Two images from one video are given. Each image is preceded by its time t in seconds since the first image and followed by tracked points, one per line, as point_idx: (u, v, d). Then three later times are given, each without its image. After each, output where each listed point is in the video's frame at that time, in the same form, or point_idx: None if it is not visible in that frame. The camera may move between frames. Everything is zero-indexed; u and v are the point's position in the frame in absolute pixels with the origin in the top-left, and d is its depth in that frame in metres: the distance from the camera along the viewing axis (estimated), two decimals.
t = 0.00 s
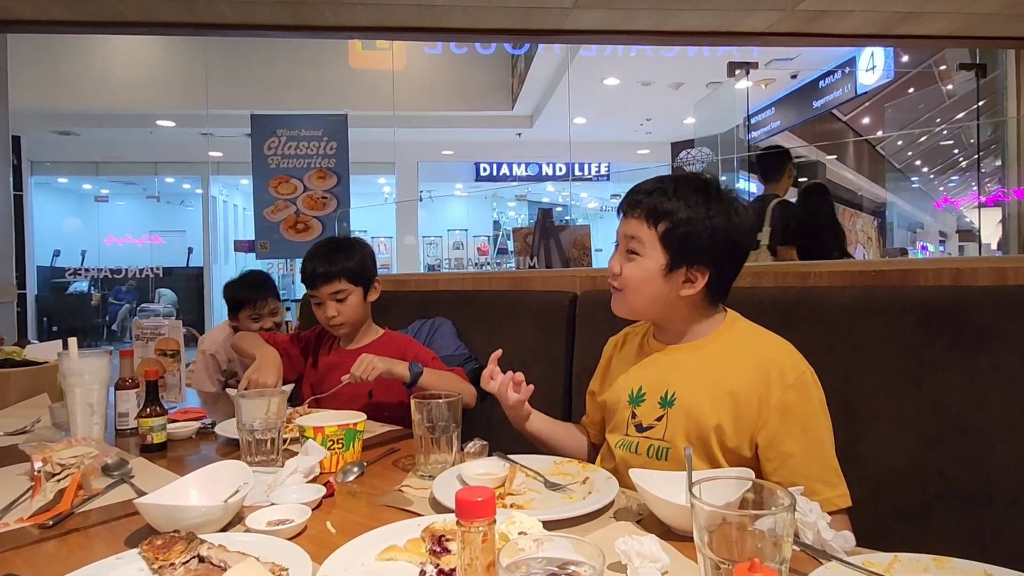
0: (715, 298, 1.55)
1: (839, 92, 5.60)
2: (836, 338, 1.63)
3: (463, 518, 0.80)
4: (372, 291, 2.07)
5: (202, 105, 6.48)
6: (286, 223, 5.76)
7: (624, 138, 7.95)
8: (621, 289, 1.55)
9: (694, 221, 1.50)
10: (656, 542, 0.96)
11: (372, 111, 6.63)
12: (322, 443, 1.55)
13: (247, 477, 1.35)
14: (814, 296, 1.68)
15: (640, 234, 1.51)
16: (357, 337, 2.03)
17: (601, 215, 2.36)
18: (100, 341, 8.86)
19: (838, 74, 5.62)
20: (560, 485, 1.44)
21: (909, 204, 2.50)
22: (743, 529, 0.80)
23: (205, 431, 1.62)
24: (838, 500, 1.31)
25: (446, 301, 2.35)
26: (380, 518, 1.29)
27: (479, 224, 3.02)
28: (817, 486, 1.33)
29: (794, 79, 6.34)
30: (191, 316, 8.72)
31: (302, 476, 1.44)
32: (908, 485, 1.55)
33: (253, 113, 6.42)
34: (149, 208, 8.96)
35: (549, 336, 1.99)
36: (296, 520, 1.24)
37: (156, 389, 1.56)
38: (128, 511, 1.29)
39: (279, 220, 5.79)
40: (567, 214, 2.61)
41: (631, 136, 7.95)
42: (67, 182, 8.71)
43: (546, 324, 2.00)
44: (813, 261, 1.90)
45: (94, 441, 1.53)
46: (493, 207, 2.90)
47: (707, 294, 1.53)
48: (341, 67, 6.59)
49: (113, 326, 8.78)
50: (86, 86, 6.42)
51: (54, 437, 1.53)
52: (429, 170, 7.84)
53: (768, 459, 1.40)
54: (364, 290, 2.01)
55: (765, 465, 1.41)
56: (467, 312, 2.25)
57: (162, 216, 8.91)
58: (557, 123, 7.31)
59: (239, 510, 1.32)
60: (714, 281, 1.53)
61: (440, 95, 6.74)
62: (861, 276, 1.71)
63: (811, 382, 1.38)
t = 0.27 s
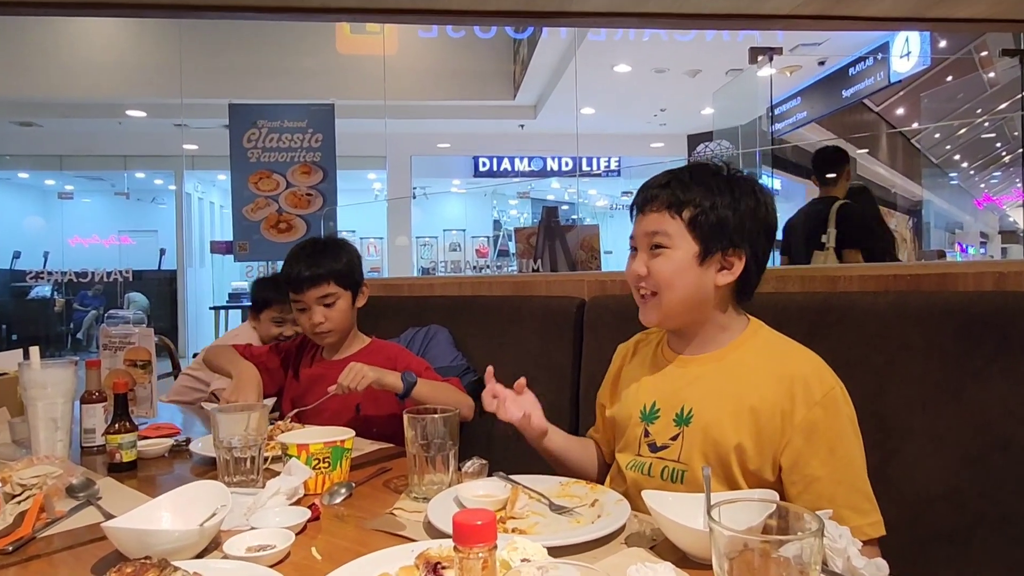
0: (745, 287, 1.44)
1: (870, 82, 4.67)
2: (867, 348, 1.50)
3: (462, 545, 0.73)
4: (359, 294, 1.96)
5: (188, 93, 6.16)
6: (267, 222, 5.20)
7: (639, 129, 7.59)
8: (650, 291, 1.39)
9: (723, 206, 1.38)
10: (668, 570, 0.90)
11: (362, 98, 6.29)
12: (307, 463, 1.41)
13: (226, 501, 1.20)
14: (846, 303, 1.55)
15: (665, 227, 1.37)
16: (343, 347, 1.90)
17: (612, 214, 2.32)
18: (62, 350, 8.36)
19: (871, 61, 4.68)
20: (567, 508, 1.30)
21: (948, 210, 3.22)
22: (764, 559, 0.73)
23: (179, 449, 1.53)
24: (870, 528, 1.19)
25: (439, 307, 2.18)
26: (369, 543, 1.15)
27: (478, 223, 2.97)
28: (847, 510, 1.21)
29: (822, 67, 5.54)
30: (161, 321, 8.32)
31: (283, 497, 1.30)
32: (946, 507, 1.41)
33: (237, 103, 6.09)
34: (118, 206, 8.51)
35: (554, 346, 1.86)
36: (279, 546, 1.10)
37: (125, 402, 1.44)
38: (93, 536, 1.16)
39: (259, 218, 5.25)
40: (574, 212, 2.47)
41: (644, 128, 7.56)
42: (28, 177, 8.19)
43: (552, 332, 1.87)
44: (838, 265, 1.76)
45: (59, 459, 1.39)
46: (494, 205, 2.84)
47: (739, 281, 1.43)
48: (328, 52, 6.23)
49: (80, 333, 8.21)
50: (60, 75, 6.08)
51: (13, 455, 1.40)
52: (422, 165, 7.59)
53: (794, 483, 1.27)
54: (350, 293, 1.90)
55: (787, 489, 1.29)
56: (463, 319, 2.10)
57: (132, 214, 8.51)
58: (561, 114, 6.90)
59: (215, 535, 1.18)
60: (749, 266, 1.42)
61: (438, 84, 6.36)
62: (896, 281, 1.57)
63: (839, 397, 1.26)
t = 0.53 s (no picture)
0: (760, 302, 1.28)
1: (901, 70, 4.35)
2: (896, 359, 1.40)
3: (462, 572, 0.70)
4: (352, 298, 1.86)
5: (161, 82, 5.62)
6: (249, 223, 4.71)
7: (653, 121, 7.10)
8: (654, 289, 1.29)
9: (740, 211, 1.24)
10: None
11: (352, 89, 5.75)
12: (291, 483, 1.28)
13: (204, 522, 1.07)
14: (877, 309, 1.43)
15: (677, 224, 1.27)
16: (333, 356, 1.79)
17: (622, 213, 2.24)
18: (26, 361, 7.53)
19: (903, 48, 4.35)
20: (572, 533, 1.16)
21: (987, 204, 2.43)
22: None
23: (154, 468, 1.43)
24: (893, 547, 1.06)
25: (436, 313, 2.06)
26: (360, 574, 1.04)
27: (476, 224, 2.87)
28: (872, 527, 1.08)
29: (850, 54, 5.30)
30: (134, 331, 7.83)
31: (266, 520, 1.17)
32: (985, 535, 1.30)
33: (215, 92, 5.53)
34: (88, 206, 7.99)
35: (559, 356, 1.76)
36: (261, 573, 0.96)
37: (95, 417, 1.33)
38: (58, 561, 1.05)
39: (240, 220, 4.73)
40: (581, 212, 2.39)
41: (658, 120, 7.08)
42: None
43: (558, 342, 1.77)
44: (861, 269, 1.66)
45: (23, 479, 1.28)
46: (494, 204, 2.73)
47: (751, 296, 1.27)
48: (316, 37, 5.66)
49: (45, 342, 7.42)
50: (22, 59, 5.41)
51: None
52: (417, 160, 6.94)
53: (814, 500, 1.14)
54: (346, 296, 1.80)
55: (806, 503, 1.16)
56: (460, 328, 1.97)
57: (101, 215, 7.98)
58: (570, 104, 6.41)
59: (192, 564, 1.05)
60: (763, 282, 1.26)
61: (434, 71, 5.83)
62: (928, 287, 1.47)
63: (864, 405, 1.12)
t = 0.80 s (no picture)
0: (793, 302, 1.19)
1: (935, 58, 3.84)
2: (925, 373, 1.30)
3: None
4: (346, 294, 1.70)
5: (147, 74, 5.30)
6: (231, 222, 4.58)
7: (663, 114, 6.70)
8: (681, 288, 1.17)
9: (770, 200, 1.17)
10: None
11: (340, 79, 5.43)
12: (277, 504, 1.16)
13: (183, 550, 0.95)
14: (908, 317, 1.34)
15: (703, 218, 1.18)
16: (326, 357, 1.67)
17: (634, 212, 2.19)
18: None
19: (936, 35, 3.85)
20: (581, 558, 1.02)
21: None
22: None
23: (128, 488, 1.34)
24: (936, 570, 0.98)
25: (434, 319, 1.95)
26: None
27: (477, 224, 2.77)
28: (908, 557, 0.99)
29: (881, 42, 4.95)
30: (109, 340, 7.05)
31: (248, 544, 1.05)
32: None
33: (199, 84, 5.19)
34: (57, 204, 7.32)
35: (564, 369, 1.67)
36: None
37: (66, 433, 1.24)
38: None
39: (222, 219, 4.60)
40: (589, 211, 2.30)
41: (673, 113, 6.71)
42: None
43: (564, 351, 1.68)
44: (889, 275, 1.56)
45: None
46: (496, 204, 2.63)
47: (784, 292, 1.18)
48: (302, 22, 5.33)
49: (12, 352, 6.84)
50: None
51: None
52: (413, 155, 6.65)
53: (846, 528, 1.04)
54: (326, 291, 1.65)
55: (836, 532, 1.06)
56: (460, 338, 1.87)
57: (74, 216, 7.34)
58: (576, 96, 6.02)
59: None
60: (799, 275, 1.17)
61: (430, 60, 5.47)
62: (962, 293, 1.39)
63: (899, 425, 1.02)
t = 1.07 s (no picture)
0: (800, 301, 1.13)
1: (950, 53, 3.77)
2: (940, 377, 1.26)
3: None
4: (320, 304, 1.58)
5: (147, 69, 5.25)
6: (226, 223, 4.52)
7: (674, 111, 6.69)
8: (682, 296, 1.14)
9: (766, 198, 1.12)
10: None
11: (338, 75, 5.37)
12: (274, 513, 1.11)
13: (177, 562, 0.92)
14: (921, 320, 1.30)
15: (699, 223, 1.14)
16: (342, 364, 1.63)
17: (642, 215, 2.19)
18: None
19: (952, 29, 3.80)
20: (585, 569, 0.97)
21: None
22: None
23: (119, 496, 1.31)
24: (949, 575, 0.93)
25: (436, 322, 1.92)
26: None
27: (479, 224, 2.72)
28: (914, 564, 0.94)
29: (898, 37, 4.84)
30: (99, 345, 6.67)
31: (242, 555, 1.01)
32: None
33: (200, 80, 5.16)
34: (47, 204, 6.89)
35: (568, 373, 1.63)
36: None
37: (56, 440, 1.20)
38: None
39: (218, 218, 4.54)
40: (595, 211, 2.28)
41: (681, 110, 6.66)
42: None
43: (568, 355, 1.64)
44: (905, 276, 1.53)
45: None
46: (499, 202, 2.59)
47: (788, 293, 1.13)
48: (299, 18, 5.30)
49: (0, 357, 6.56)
50: None
51: None
52: (413, 154, 6.59)
53: (853, 535, 0.99)
54: (308, 301, 1.62)
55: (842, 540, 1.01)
56: (461, 342, 1.83)
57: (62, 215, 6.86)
58: (582, 92, 5.95)
59: None
60: (803, 273, 1.12)
61: (432, 55, 5.44)
62: (980, 295, 1.35)
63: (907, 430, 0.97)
